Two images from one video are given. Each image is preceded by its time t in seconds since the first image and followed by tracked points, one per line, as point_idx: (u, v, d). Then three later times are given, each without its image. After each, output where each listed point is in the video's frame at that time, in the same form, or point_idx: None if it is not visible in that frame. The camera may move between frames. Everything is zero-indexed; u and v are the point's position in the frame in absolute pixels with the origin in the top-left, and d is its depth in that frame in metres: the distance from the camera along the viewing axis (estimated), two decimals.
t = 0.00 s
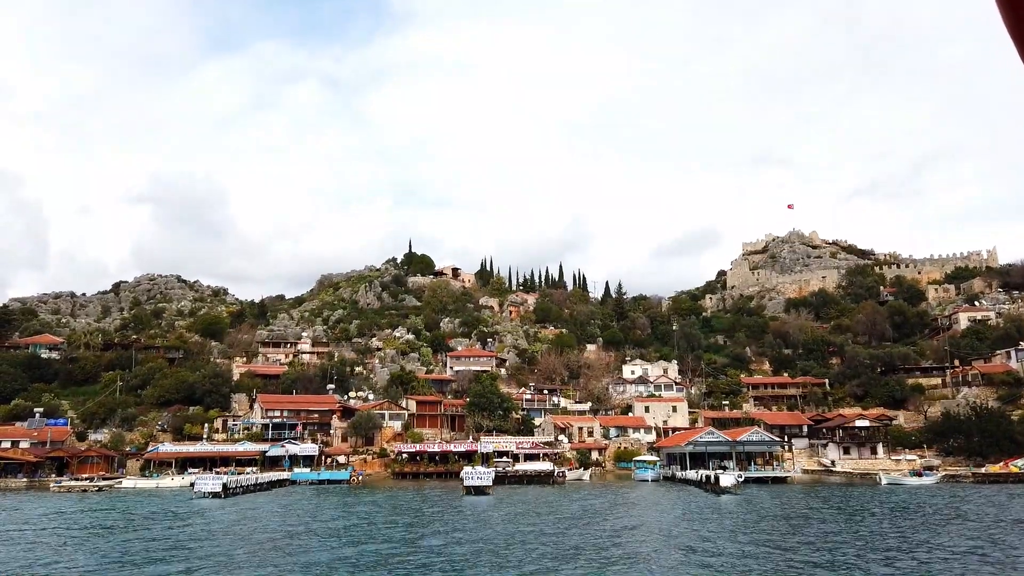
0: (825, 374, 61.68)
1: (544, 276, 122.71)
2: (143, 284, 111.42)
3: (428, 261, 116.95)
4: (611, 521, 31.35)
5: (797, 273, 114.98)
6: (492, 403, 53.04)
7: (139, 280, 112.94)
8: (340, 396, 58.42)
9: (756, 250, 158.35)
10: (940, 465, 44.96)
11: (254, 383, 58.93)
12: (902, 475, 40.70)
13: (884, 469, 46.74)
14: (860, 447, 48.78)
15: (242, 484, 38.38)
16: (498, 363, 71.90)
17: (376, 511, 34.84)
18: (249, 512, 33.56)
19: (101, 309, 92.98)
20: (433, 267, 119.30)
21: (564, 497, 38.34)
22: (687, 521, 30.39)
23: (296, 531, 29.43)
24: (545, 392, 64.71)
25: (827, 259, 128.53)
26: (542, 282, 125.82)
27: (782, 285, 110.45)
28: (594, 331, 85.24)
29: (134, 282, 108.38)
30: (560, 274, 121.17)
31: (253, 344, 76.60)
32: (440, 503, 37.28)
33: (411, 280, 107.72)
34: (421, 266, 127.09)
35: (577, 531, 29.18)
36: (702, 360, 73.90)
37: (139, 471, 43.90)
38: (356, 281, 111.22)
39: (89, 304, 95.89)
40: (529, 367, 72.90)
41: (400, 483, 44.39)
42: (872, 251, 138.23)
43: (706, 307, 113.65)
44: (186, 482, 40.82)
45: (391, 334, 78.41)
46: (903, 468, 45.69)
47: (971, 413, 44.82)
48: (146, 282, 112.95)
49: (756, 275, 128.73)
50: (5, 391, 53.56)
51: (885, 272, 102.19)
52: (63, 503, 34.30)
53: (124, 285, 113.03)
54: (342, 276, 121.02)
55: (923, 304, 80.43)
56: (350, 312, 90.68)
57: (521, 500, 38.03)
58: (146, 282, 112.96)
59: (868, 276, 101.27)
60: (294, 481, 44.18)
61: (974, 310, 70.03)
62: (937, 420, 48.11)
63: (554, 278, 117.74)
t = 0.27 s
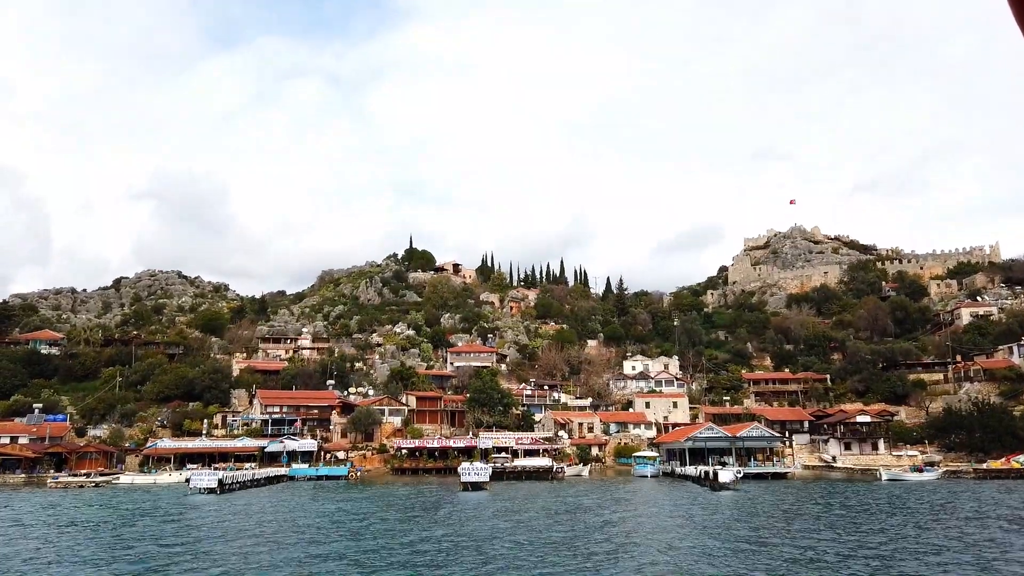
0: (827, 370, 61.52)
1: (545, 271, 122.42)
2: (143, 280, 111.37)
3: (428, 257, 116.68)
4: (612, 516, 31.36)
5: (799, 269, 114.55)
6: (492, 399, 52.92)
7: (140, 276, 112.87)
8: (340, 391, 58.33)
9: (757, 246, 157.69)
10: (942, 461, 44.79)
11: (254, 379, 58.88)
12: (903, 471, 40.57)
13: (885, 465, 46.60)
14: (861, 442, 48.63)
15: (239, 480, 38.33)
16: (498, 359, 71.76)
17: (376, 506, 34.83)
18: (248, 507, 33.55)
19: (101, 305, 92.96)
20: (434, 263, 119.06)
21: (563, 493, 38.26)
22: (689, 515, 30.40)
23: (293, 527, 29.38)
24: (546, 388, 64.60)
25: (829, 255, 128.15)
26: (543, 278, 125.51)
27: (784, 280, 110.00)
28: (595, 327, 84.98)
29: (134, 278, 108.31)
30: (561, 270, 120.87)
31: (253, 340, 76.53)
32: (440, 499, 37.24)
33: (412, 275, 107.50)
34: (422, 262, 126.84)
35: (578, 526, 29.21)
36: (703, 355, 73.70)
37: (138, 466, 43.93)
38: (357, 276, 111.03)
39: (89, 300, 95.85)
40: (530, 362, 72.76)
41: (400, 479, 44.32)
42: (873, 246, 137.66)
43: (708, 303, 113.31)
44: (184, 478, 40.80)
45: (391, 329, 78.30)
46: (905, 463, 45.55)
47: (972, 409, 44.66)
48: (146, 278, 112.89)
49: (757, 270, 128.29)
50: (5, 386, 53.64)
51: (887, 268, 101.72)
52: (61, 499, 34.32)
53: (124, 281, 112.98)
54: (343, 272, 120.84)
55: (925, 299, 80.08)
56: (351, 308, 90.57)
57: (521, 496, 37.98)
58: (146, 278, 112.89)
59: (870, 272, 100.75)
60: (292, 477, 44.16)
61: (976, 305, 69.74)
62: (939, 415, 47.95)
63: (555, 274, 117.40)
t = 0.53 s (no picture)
0: (828, 365, 61.35)
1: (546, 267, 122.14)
2: (143, 275, 111.40)
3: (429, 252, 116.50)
4: (610, 510, 31.34)
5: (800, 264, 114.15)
6: (491, 395, 52.81)
7: (140, 272, 112.97)
8: (340, 387, 58.28)
9: (758, 241, 157.08)
10: (942, 456, 44.63)
11: (253, 374, 58.83)
12: (904, 466, 40.42)
13: (886, 461, 46.45)
14: (862, 438, 48.50)
15: (235, 476, 38.36)
16: (498, 355, 71.67)
17: (375, 502, 34.77)
18: (245, 503, 33.50)
19: (101, 301, 92.96)
20: (434, 258, 118.90)
21: (562, 489, 38.15)
22: (688, 510, 30.39)
23: (289, 522, 29.27)
24: (546, 383, 64.51)
25: (830, 250, 127.79)
26: (544, 274, 125.24)
27: (785, 275, 109.63)
28: (595, 323, 84.77)
29: (134, 274, 108.28)
30: (562, 265, 120.66)
31: (253, 336, 76.46)
32: (438, 494, 37.17)
33: (412, 271, 107.32)
34: (422, 257, 126.60)
35: (577, 520, 29.23)
36: (704, 351, 73.52)
37: (136, 462, 43.94)
38: (357, 272, 110.91)
39: (89, 295, 95.84)
40: (530, 358, 72.62)
41: (398, 475, 44.22)
42: (874, 241, 137.15)
43: (709, 298, 112.96)
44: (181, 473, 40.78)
45: (391, 325, 78.22)
46: (905, 459, 45.39)
47: (973, 404, 44.50)
48: (146, 274, 112.96)
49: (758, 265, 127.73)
50: (4, 382, 53.71)
51: (889, 263, 101.29)
52: (57, 495, 34.30)
53: (125, 276, 113.02)
54: (343, 268, 120.71)
55: (926, 295, 79.72)
56: (351, 304, 90.47)
57: (519, 491, 37.90)
58: (146, 273, 112.97)
59: (871, 267, 100.35)
60: (290, 473, 44.12)
61: (978, 301, 69.47)
62: (940, 411, 47.77)
63: (555, 270, 117.19)
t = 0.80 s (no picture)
0: (829, 360, 61.10)
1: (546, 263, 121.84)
2: (143, 271, 111.31)
3: (429, 248, 116.27)
4: (607, 506, 31.20)
5: (801, 260, 113.74)
6: (490, 390, 52.64)
7: (140, 268, 112.91)
8: (339, 382, 58.13)
9: (759, 237, 156.50)
10: (943, 452, 44.46)
11: (251, 370, 58.70)
12: (904, 462, 40.22)
13: (886, 456, 46.23)
14: (862, 434, 48.28)
15: (230, 472, 38.15)
16: (498, 351, 71.49)
17: (372, 497, 34.64)
18: (241, 498, 33.38)
19: (101, 297, 92.89)
20: (434, 254, 118.63)
21: (560, 485, 37.98)
22: (686, 506, 30.24)
23: (284, 518, 29.18)
24: (545, 379, 64.30)
25: (831, 245, 127.43)
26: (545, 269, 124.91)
27: (786, 271, 109.25)
28: (596, 319, 84.52)
29: (134, 270, 108.17)
30: (562, 261, 120.37)
31: (252, 332, 76.33)
32: (436, 490, 37.00)
33: (412, 267, 107.09)
34: (422, 253, 126.34)
35: (574, 516, 29.07)
36: (704, 346, 73.30)
37: (134, 458, 43.88)
38: (357, 268, 110.75)
39: (89, 291, 95.79)
40: (529, 354, 72.43)
41: (396, 471, 44.05)
42: (876, 237, 136.69)
43: (709, 294, 112.61)
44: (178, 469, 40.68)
45: (390, 320, 78.05)
46: (906, 455, 45.17)
47: (974, 399, 44.27)
48: (146, 270, 112.88)
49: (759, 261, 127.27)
50: (3, 378, 53.67)
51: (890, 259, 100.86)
52: (53, 491, 34.23)
53: (125, 272, 112.93)
54: (343, 264, 120.50)
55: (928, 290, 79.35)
56: (351, 299, 90.36)
57: (517, 487, 37.75)
58: (146, 269, 112.90)
59: (872, 262, 99.90)
60: (288, 469, 44.01)
61: (979, 296, 69.14)
62: (941, 406, 47.53)
63: (556, 266, 116.90)
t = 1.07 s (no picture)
0: (827, 356, 61.01)
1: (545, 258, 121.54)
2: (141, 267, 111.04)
3: (427, 244, 115.98)
4: (603, 502, 31.09)
5: (800, 255, 113.50)
6: (487, 386, 52.53)
7: (137, 263, 112.66)
8: (335, 378, 58.00)
9: (758, 233, 156.13)
10: (941, 447, 44.27)
11: (248, 366, 58.53)
12: (901, 458, 40.13)
13: (884, 452, 46.15)
14: (860, 429, 48.18)
15: (223, 468, 38.00)
16: (495, 346, 71.33)
17: (367, 493, 34.51)
18: (234, 494, 33.26)
19: (98, 292, 92.67)
20: (432, 249, 118.33)
21: (556, 481, 37.85)
22: (682, 502, 30.14)
23: (277, 513, 29.08)
24: (542, 374, 64.14)
25: (830, 240, 127.34)
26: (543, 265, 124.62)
27: (784, 266, 109.06)
28: (594, 314, 84.36)
29: (131, 265, 107.89)
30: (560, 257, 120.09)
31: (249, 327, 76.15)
32: (431, 486, 36.86)
33: (410, 262, 106.80)
34: (420, 248, 126.07)
35: (568, 512, 28.97)
36: (702, 342, 73.19)
37: (129, 454, 43.77)
38: (355, 263, 110.46)
39: (86, 287, 95.56)
40: (527, 350, 72.30)
41: (392, 466, 43.92)
42: (875, 232, 136.44)
43: (708, 290, 112.39)
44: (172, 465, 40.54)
45: (388, 316, 77.95)
46: (903, 450, 45.10)
47: (972, 395, 44.19)
48: (143, 265, 112.58)
49: (758, 256, 127.01)
50: None
51: (889, 254, 100.60)
52: (45, 486, 34.10)
53: (122, 268, 112.69)
54: (341, 259, 120.23)
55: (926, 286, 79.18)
56: (348, 295, 90.12)
57: (512, 483, 37.64)
58: (143, 265, 112.60)
59: (871, 258, 99.68)
60: (282, 464, 43.88)
61: (978, 291, 69.01)
62: (939, 402, 47.45)
63: (554, 261, 116.60)
